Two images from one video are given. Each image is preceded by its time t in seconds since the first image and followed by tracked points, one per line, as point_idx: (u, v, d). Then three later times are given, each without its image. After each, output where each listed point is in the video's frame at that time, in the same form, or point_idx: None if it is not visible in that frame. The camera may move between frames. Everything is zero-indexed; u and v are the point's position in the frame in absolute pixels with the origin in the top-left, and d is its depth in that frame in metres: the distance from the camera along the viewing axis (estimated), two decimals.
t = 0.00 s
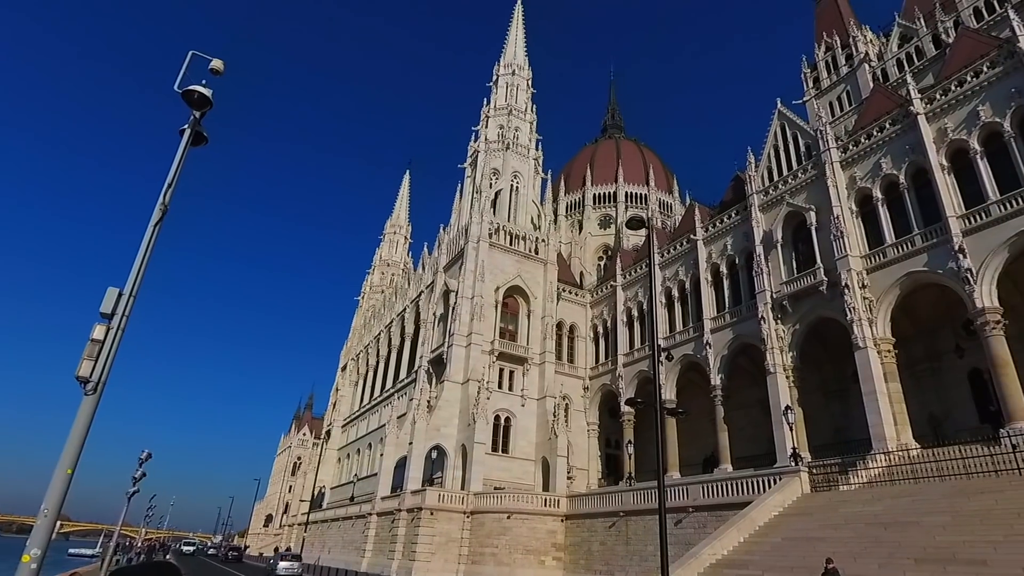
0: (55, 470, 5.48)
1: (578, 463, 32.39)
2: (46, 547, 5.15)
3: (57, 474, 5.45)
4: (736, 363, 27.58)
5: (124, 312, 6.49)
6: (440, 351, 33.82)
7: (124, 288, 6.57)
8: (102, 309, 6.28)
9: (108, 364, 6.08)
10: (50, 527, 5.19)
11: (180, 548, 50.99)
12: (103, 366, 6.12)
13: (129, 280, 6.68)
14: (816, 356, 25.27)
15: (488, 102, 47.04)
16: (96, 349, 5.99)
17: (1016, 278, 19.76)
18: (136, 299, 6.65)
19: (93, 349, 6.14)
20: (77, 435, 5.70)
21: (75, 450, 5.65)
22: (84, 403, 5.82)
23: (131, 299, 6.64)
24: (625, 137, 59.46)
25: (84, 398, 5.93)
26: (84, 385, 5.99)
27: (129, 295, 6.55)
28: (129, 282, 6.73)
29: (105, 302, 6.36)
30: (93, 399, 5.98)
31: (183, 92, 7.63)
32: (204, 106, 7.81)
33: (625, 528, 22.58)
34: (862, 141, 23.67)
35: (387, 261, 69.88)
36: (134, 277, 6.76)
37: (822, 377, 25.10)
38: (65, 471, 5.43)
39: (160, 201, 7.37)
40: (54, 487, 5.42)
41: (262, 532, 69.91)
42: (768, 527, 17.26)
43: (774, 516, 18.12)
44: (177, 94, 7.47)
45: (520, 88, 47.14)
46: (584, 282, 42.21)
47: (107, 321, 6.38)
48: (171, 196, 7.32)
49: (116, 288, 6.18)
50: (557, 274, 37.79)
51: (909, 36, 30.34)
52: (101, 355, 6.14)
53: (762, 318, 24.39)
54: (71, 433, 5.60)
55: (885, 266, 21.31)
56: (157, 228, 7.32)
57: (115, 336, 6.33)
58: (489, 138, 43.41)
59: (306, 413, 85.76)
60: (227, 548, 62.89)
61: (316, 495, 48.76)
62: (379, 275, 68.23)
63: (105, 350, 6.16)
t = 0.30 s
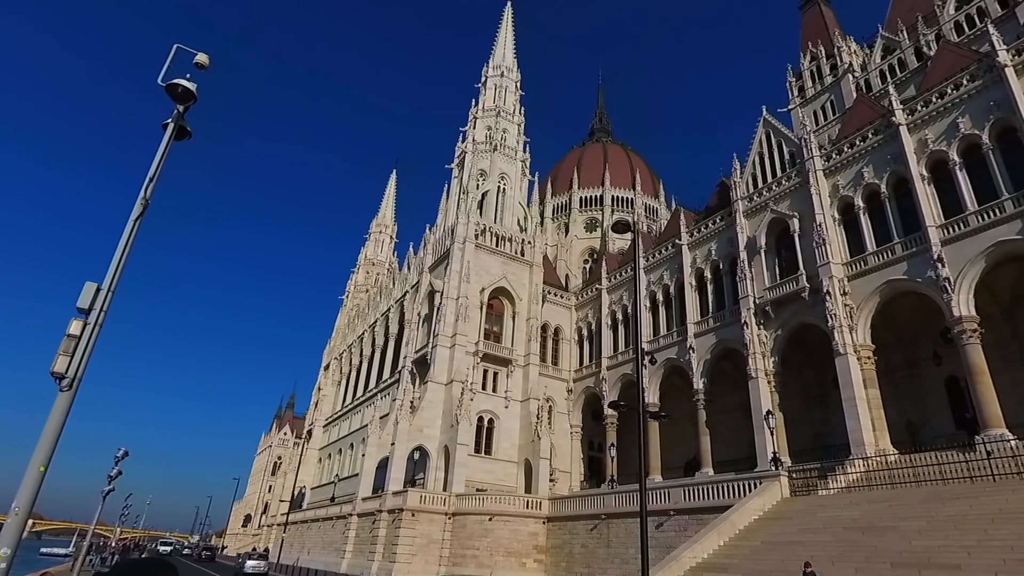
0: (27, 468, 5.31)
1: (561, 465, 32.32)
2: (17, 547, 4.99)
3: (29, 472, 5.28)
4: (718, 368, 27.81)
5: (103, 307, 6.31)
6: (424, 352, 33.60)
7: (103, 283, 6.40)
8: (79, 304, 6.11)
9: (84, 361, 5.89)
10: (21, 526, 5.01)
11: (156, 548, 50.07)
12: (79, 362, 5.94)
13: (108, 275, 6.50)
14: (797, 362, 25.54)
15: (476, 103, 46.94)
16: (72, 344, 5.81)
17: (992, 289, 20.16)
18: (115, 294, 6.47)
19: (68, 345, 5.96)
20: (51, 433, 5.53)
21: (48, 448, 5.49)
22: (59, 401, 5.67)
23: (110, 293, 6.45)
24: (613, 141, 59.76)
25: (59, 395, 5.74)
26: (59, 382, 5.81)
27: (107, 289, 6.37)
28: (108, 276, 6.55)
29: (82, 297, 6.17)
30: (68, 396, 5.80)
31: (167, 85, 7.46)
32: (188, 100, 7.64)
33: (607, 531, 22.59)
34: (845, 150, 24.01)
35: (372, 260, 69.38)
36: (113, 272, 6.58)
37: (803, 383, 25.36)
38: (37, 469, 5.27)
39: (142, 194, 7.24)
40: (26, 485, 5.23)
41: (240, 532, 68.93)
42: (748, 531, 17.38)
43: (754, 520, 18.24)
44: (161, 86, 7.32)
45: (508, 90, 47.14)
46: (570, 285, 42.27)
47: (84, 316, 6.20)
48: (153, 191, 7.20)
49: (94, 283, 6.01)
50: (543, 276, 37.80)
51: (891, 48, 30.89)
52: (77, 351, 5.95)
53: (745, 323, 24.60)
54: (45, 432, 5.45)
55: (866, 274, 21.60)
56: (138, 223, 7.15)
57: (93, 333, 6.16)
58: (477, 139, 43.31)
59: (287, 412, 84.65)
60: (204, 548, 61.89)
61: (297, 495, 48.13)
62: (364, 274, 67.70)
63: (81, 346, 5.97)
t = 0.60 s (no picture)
0: None
1: (543, 466, 32.33)
2: None
3: None
4: (700, 370, 28.08)
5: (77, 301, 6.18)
6: (407, 350, 33.42)
7: (78, 276, 6.26)
8: (52, 298, 5.98)
9: (56, 355, 5.76)
10: None
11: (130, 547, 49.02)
12: (52, 356, 5.80)
13: (83, 267, 6.36)
14: (777, 366, 25.87)
15: (464, 103, 46.84)
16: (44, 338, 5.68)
17: (966, 296, 20.54)
18: (90, 287, 6.33)
19: (41, 339, 5.83)
20: (21, 428, 5.39)
21: (18, 444, 5.34)
22: (30, 396, 5.53)
23: (85, 287, 6.30)
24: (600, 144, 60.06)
25: (30, 389, 5.61)
26: (30, 376, 5.67)
27: (82, 282, 6.23)
28: (83, 269, 6.41)
29: (56, 290, 6.04)
30: (40, 390, 5.66)
31: (148, 75, 7.35)
32: (170, 91, 7.53)
33: (587, 532, 22.68)
34: (827, 158, 24.43)
35: (356, 258, 68.83)
36: (89, 265, 6.44)
37: (783, 386, 25.70)
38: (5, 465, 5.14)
39: (121, 186, 7.11)
40: None
41: (217, 531, 67.89)
42: (727, 532, 17.58)
43: (733, 522, 18.44)
44: (141, 77, 7.21)
45: (496, 90, 47.15)
46: (555, 285, 42.37)
47: (58, 310, 6.06)
48: (131, 183, 7.08)
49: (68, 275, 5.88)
50: (528, 276, 37.85)
51: (873, 59, 31.45)
52: (49, 345, 5.81)
53: (727, 326, 24.86)
54: (15, 427, 5.31)
55: (845, 280, 21.97)
56: (116, 216, 7.01)
57: (66, 327, 6.02)
58: (464, 138, 43.20)
59: (267, 410, 83.55)
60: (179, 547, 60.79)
61: (275, 494, 47.53)
62: (348, 272, 67.14)
63: (54, 340, 5.84)
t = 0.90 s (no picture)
0: None
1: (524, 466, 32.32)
2: None
3: None
4: (681, 372, 28.36)
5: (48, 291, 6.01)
6: (389, 348, 33.18)
7: (49, 266, 6.10)
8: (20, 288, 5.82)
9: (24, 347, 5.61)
10: None
11: (98, 546, 47.84)
12: (18, 349, 5.64)
13: (54, 257, 6.21)
14: (755, 369, 26.22)
15: (451, 100, 46.65)
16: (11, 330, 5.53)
17: (938, 304, 20.94)
18: (60, 278, 6.17)
19: (8, 329, 5.67)
20: None
21: None
22: None
23: (55, 278, 6.14)
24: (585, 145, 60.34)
25: None
26: None
27: (53, 273, 6.07)
28: (54, 259, 6.25)
29: (25, 280, 5.89)
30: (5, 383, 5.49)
31: (127, 62, 7.20)
32: (149, 80, 7.38)
33: (567, 532, 22.73)
34: (808, 165, 24.84)
35: (338, 253, 68.19)
36: (60, 255, 6.28)
37: (761, 389, 26.07)
38: None
39: (95, 174, 6.96)
40: None
41: (189, 529, 66.68)
42: (704, 533, 17.76)
43: (710, 522, 18.64)
44: (119, 64, 7.06)
45: (484, 88, 47.06)
46: (538, 285, 42.43)
47: (27, 301, 5.90)
48: (106, 172, 6.92)
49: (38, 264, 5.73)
50: (512, 276, 37.85)
51: (854, 70, 32.05)
52: (17, 338, 5.66)
53: (708, 329, 25.13)
54: None
55: (823, 286, 22.35)
56: (89, 205, 6.84)
57: (35, 318, 5.87)
58: (451, 136, 43.03)
59: (243, 407, 82.32)
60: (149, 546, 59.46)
61: (251, 492, 46.83)
62: (330, 267, 66.48)
63: (22, 332, 5.69)
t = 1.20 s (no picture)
0: None
1: (501, 464, 32.30)
2: None
3: None
4: (659, 373, 28.65)
5: (11, 279, 5.81)
6: (367, 344, 32.88)
7: (13, 253, 5.90)
8: None
9: None
10: None
11: (61, 543, 46.53)
12: None
13: (20, 243, 6.00)
14: (732, 372, 26.59)
15: (436, 96, 46.39)
16: None
17: (908, 312, 21.48)
18: (26, 265, 5.96)
19: None
20: None
21: None
22: None
23: (20, 265, 5.94)
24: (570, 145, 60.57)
25: None
26: None
27: (18, 261, 5.87)
28: (19, 246, 6.04)
29: None
30: None
31: (101, 45, 7.01)
32: (124, 64, 7.20)
33: (542, 531, 22.78)
34: (787, 172, 25.28)
35: (318, 247, 67.36)
36: (26, 241, 6.07)
37: (737, 392, 26.47)
38: None
39: (65, 158, 6.76)
40: None
41: (157, 526, 65.21)
42: (678, 533, 17.96)
43: (684, 522, 18.86)
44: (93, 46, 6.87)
45: (469, 85, 46.90)
46: (520, 284, 42.45)
47: None
48: (76, 157, 6.73)
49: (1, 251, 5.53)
50: (493, 274, 37.82)
51: (832, 80, 32.73)
52: None
53: (686, 331, 25.42)
54: None
55: (799, 291, 22.76)
56: (58, 190, 6.63)
57: None
58: (435, 132, 42.79)
59: (216, 401, 80.83)
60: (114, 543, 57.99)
61: (222, 488, 46.01)
62: (308, 261, 65.64)
63: None
